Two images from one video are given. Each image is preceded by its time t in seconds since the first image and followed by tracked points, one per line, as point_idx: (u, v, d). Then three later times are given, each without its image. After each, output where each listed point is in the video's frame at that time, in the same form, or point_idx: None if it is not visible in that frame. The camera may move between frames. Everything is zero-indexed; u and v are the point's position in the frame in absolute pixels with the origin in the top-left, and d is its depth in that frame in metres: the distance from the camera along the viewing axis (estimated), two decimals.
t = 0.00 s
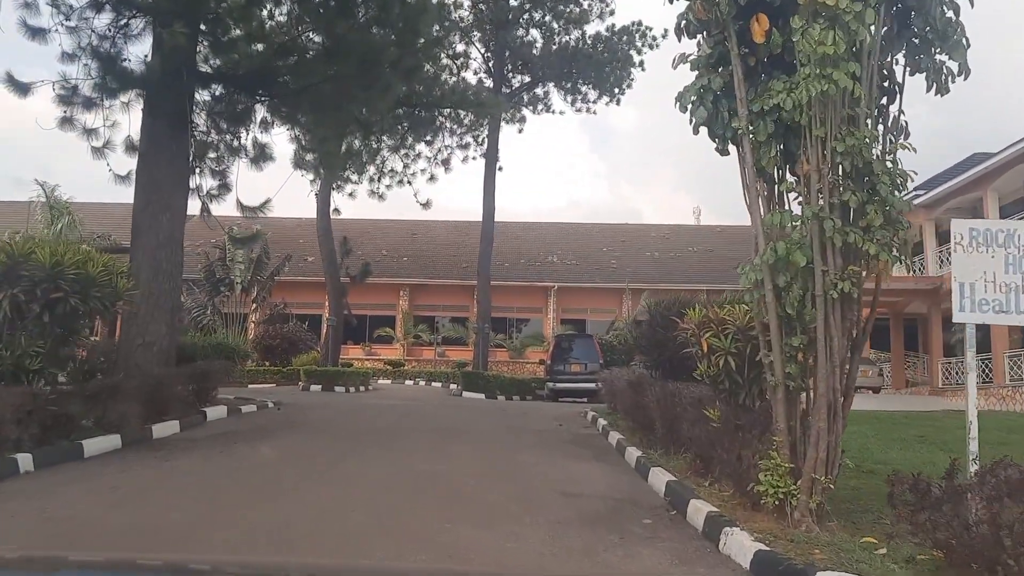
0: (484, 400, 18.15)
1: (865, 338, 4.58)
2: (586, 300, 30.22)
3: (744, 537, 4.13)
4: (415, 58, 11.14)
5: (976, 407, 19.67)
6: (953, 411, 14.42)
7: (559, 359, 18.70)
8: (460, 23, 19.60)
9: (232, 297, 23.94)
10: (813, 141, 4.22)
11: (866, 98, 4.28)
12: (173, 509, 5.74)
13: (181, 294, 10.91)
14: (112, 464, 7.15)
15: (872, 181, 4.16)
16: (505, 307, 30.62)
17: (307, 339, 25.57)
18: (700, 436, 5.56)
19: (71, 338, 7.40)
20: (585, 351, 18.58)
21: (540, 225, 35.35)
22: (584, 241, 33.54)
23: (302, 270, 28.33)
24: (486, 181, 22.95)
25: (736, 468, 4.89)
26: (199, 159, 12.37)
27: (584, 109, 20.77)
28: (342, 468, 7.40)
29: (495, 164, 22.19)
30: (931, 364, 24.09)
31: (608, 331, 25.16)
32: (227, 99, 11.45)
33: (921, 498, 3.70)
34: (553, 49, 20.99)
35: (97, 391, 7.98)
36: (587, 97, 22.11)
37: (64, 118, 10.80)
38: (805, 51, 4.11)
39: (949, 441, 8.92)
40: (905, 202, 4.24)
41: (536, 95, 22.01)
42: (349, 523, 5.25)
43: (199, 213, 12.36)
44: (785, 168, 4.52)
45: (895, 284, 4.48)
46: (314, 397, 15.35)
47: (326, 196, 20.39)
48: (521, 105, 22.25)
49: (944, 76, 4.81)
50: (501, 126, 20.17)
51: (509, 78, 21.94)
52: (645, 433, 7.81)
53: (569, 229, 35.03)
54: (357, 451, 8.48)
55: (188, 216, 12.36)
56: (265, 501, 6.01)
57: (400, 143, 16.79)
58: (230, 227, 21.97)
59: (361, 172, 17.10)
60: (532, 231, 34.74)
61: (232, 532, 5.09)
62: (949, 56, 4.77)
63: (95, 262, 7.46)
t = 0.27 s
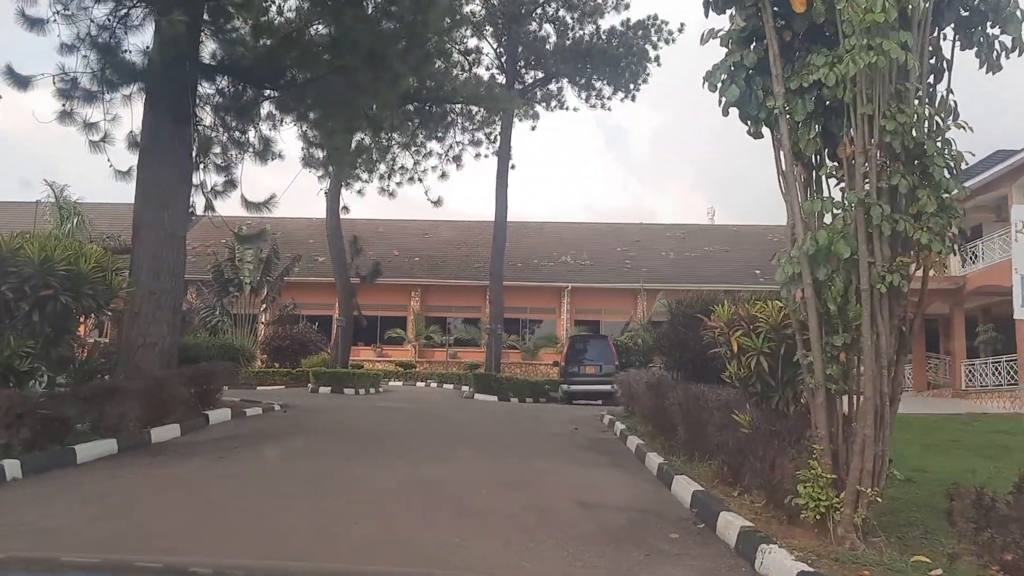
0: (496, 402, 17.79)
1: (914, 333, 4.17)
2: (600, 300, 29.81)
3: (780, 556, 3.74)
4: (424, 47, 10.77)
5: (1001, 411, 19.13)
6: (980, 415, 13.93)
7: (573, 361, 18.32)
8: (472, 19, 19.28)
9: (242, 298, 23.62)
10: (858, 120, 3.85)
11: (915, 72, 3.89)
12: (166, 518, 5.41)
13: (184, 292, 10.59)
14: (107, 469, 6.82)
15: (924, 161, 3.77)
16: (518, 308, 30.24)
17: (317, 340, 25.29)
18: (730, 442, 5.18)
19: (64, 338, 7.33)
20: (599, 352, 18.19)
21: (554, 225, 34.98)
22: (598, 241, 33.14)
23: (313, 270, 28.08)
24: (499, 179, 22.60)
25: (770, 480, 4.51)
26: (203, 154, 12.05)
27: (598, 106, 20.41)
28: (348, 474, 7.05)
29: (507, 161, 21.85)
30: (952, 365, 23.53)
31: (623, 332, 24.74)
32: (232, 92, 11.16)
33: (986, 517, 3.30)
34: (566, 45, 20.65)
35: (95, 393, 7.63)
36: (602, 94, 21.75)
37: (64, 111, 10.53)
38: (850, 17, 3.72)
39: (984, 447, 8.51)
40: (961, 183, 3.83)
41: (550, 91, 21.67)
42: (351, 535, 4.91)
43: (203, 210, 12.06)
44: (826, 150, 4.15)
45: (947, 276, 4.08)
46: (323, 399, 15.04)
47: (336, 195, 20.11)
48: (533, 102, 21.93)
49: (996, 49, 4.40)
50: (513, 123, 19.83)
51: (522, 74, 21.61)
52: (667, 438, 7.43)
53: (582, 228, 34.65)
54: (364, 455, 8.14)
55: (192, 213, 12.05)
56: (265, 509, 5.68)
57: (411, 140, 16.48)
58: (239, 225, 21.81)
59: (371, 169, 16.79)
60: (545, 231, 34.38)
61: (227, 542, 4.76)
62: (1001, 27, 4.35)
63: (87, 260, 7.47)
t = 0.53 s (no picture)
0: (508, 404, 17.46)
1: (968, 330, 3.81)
2: (612, 301, 29.42)
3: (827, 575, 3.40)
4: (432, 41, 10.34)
5: None
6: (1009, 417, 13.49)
7: (586, 361, 17.95)
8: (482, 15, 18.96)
9: (252, 298, 23.29)
10: (909, 96, 3.52)
11: (972, 42, 3.55)
12: (160, 526, 5.09)
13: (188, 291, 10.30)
14: (103, 475, 6.51)
15: (983, 140, 3.43)
16: (529, 308, 29.90)
17: (328, 342, 25.03)
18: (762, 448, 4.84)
19: (56, 335, 7.16)
20: (612, 352, 17.81)
21: (566, 225, 34.62)
22: (611, 241, 32.76)
23: (323, 270, 27.81)
24: (510, 178, 22.27)
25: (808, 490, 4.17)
26: (209, 150, 11.72)
27: (611, 103, 20.07)
28: (354, 480, 6.72)
29: (519, 159, 21.52)
30: (974, 366, 23.02)
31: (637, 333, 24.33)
32: (240, 86, 10.83)
33: None
34: (579, 41, 20.29)
35: (90, 396, 7.33)
36: (615, 90, 21.40)
37: (66, 107, 10.27)
38: None
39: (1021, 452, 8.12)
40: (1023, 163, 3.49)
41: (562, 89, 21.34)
42: (355, 545, 4.58)
43: (210, 208, 11.75)
44: (869, 131, 3.82)
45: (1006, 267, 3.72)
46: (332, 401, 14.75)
47: (346, 194, 19.83)
48: (546, 99, 21.60)
49: None
50: (524, 120, 19.49)
51: (534, 71, 21.28)
52: (689, 443, 7.08)
53: (594, 228, 34.27)
54: (372, 460, 7.82)
55: (197, 211, 11.74)
56: (265, 517, 5.36)
57: (421, 138, 16.17)
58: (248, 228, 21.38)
59: (381, 167, 16.47)
60: (557, 231, 34.03)
61: (222, 552, 4.44)
62: None
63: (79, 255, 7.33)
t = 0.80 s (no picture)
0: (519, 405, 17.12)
1: None
2: (624, 301, 29.04)
3: None
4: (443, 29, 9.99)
5: None
6: None
7: (598, 362, 17.59)
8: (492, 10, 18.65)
9: (259, 298, 22.95)
10: (967, 68, 3.20)
11: None
12: (149, 537, 4.80)
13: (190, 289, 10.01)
14: (94, 481, 6.22)
15: None
16: (540, 308, 29.56)
17: (336, 342, 24.75)
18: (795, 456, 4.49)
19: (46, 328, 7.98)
20: (625, 353, 17.45)
21: (576, 224, 34.24)
22: (622, 240, 32.38)
23: (332, 270, 27.54)
24: (520, 176, 21.92)
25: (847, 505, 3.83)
26: (212, 145, 11.38)
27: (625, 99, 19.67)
28: (358, 486, 6.40)
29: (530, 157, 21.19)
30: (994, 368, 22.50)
31: (649, 333, 23.94)
32: (244, 80, 10.49)
33: None
34: (590, 36, 19.93)
35: (83, 399, 6.95)
36: (627, 87, 21.04)
37: (66, 99, 9.83)
38: None
39: None
40: None
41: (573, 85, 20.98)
42: (355, 558, 4.26)
43: (212, 204, 11.46)
44: (919, 108, 3.49)
45: None
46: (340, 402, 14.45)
47: (353, 192, 19.56)
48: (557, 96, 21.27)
49: None
50: (535, 117, 19.16)
51: (544, 68, 20.96)
52: (710, 449, 6.73)
53: (605, 227, 33.89)
54: (378, 465, 7.51)
55: (200, 207, 11.43)
56: (260, 527, 5.06)
57: (431, 134, 15.85)
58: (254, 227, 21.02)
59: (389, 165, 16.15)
60: (568, 230, 33.66)
61: (217, 564, 4.17)
62: None
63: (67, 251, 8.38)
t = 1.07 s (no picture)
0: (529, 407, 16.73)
1: None
2: (635, 300, 28.62)
3: None
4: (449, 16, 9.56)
5: None
6: None
7: (609, 362, 17.18)
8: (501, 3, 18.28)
9: (265, 298, 22.52)
10: None
11: None
12: (131, 549, 4.44)
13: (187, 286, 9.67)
14: (79, 488, 5.86)
15: None
16: (549, 308, 29.17)
17: (343, 342, 24.42)
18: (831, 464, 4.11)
19: (26, 322, 8.38)
20: (637, 353, 17.04)
21: (586, 223, 33.82)
22: (632, 239, 31.95)
23: (338, 269, 27.20)
24: (529, 173, 21.55)
25: (893, 519, 3.47)
26: (212, 137, 11.04)
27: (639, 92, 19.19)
28: (359, 493, 6.03)
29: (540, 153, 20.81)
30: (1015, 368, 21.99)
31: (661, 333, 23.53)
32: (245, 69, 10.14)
33: None
34: (601, 29, 19.52)
35: (72, 400, 6.60)
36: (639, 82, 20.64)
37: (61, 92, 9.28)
38: None
39: None
40: None
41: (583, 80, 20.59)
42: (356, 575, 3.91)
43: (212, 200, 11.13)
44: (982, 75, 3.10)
45: None
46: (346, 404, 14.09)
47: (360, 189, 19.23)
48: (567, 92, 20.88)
49: None
50: (545, 112, 18.78)
51: (554, 62, 20.58)
52: (733, 454, 6.34)
53: (615, 226, 33.47)
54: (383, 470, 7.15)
55: (199, 202, 11.08)
56: (251, 538, 4.70)
57: (438, 128, 15.47)
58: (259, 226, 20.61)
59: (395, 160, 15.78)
60: (577, 229, 33.24)
61: None
62: None
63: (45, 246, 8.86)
